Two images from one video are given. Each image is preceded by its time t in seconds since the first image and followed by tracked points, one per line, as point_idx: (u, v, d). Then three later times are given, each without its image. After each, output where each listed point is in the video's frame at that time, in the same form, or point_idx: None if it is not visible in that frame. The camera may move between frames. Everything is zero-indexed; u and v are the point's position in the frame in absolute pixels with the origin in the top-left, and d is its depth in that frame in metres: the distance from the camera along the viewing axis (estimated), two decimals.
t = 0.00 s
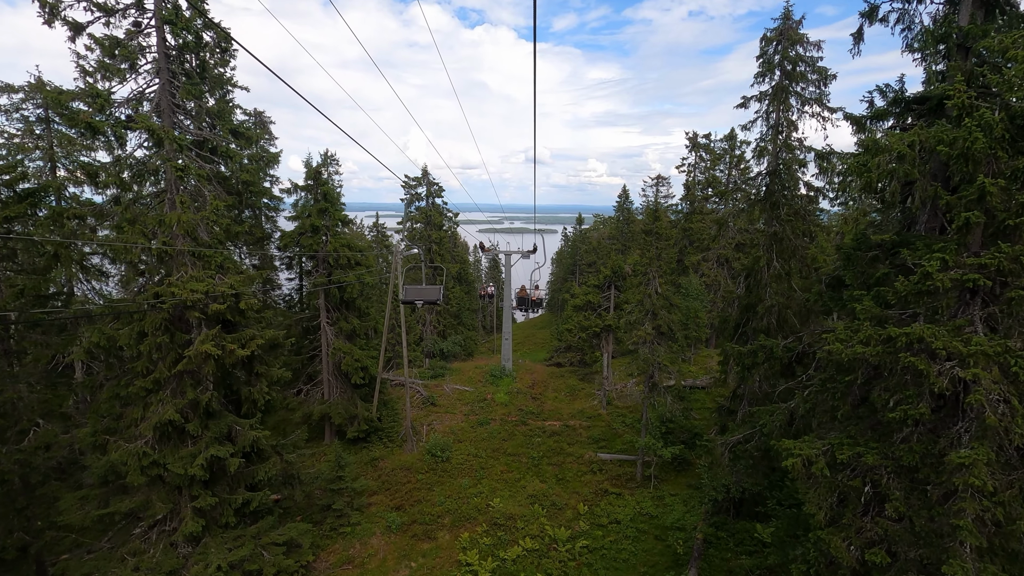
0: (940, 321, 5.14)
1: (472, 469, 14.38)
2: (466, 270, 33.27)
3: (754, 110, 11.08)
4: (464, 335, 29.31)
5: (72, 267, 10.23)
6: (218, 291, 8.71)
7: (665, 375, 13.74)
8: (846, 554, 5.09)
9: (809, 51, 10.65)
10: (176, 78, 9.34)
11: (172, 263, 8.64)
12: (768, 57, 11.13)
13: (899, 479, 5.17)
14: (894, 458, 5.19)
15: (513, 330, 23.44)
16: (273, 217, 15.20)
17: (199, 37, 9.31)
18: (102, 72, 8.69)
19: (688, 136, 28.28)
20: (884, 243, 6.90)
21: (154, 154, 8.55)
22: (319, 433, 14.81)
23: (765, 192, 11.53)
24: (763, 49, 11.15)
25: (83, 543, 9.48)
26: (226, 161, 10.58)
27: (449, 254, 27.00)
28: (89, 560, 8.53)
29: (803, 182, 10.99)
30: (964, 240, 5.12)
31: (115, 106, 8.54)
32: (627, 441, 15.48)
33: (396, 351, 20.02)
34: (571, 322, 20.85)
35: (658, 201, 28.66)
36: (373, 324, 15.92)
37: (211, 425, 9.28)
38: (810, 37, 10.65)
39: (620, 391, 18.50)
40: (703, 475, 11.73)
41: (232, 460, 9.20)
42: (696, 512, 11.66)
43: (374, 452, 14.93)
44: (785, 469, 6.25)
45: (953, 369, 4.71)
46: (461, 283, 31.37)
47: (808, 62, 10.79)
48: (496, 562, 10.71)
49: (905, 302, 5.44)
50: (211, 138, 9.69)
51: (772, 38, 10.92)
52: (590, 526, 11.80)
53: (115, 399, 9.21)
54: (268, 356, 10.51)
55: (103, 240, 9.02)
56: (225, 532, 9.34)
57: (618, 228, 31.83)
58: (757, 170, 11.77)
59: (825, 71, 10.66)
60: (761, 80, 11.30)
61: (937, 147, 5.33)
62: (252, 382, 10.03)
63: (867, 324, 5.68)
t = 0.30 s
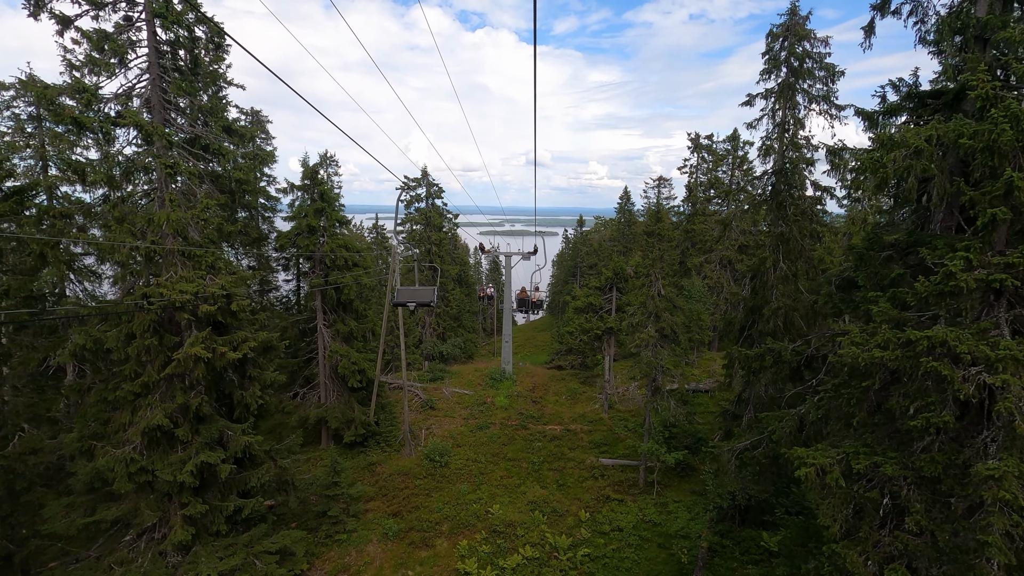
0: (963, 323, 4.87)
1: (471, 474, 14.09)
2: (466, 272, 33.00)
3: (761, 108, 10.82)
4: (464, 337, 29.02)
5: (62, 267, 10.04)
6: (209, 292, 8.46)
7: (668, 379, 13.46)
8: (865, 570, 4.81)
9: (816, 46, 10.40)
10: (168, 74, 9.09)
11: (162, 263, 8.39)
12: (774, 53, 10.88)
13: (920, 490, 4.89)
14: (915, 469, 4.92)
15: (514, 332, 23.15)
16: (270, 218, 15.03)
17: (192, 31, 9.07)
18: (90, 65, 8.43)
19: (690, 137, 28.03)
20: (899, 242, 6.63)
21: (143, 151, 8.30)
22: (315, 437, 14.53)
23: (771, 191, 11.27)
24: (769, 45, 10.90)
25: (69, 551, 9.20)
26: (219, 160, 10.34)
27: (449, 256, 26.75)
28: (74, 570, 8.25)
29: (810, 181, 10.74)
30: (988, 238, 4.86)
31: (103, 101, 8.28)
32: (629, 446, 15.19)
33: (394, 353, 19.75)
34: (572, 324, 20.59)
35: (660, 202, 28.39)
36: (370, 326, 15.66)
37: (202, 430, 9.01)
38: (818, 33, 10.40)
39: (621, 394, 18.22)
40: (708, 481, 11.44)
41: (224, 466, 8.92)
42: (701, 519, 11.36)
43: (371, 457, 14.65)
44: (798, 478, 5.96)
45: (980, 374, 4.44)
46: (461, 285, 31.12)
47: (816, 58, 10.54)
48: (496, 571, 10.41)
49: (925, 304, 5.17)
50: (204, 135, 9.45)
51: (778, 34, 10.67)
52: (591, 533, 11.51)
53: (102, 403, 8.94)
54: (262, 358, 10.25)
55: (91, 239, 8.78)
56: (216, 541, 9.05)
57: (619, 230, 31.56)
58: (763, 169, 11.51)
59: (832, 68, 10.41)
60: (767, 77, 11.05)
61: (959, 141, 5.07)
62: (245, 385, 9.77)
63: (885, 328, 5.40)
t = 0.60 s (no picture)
0: (987, 321, 4.61)
1: (470, 476, 13.82)
2: (466, 272, 32.75)
3: (767, 102, 10.55)
4: (464, 337, 28.73)
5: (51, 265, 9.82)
6: (199, 289, 8.20)
7: (672, 379, 13.19)
8: None
9: (824, 38, 10.13)
10: (157, 65, 8.84)
11: (151, 260, 8.14)
12: (780, 46, 10.61)
13: (943, 498, 4.62)
14: (937, 476, 4.64)
15: (514, 333, 22.88)
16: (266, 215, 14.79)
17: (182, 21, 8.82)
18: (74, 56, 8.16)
19: (692, 135, 27.74)
20: (915, 238, 6.36)
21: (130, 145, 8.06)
22: (312, 438, 14.27)
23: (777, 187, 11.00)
24: (775, 38, 10.64)
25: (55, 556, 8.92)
26: (211, 154, 10.09)
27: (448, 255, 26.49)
28: None
29: (817, 177, 10.48)
30: (1014, 231, 4.60)
31: (89, 92, 8.02)
32: (631, 448, 14.93)
33: (393, 354, 19.49)
34: (572, 324, 20.32)
35: (661, 201, 28.11)
36: (368, 326, 15.41)
37: (192, 432, 8.74)
38: (825, 24, 10.14)
39: (623, 395, 17.96)
40: (712, 484, 11.18)
41: (215, 469, 8.66)
42: (705, 523, 11.07)
43: (368, 459, 14.39)
44: (812, 484, 5.68)
45: (1009, 375, 4.18)
46: (461, 285, 30.85)
47: (823, 50, 10.27)
48: None
49: (947, 301, 4.90)
50: (195, 128, 9.20)
51: (785, 26, 10.41)
52: (593, 537, 11.24)
53: (89, 405, 8.67)
54: (255, 358, 9.98)
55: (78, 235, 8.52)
56: (207, 546, 8.77)
57: (621, 229, 31.27)
58: (770, 166, 11.24)
59: (840, 60, 10.15)
60: (773, 70, 10.78)
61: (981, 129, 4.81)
62: (238, 386, 9.52)
63: (903, 326, 5.13)
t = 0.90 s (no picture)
0: (1015, 321, 4.35)
1: (470, 480, 13.57)
2: (466, 271, 32.50)
3: (774, 96, 10.29)
4: (465, 336, 28.46)
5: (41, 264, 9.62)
6: (189, 288, 7.95)
7: (676, 380, 12.92)
8: None
9: (833, 30, 9.87)
10: (147, 57, 8.59)
11: (140, 258, 7.89)
12: (787, 39, 10.35)
13: (970, 508, 4.37)
14: (963, 485, 4.39)
15: (514, 333, 22.61)
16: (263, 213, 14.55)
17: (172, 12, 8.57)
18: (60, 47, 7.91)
19: (694, 133, 27.46)
20: (933, 234, 6.10)
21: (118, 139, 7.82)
22: (310, 440, 14.02)
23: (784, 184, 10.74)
24: (782, 30, 10.38)
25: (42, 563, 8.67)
26: (203, 150, 9.84)
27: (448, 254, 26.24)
28: None
29: (825, 173, 10.22)
30: None
31: (77, 86, 7.78)
32: (634, 450, 14.68)
33: (392, 354, 19.23)
34: (574, 324, 20.06)
35: (663, 200, 27.83)
36: (366, 326, 15.15)
37: (184, 435, 8.50)
38: (834, 16, 9.87)
39: (625, 396, 17.70)
40: (717, 488, 10.93)
41: (207, 473, 8.40)
42: (710, 528, 10.82)
43: (366, 461, 14.14)
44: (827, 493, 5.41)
45: None
46: (461, 284, 30.58)
47: (832, 43, 10.01)
48: None
49: (972, 299, 4.64)
50: (186, 123, 8.96)
51: (792, 18, 10.14)
52: (595, 542, 10.98)
53: (77, 408, 8.42)
54: (249, 359, 9.74)
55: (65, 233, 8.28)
56: (199, 552, 8.51)
57: (622, 228, 31.00)
58: (776, 162, 10.97)
59: (849, 54, 9.89)
60: (780, 64, 10.52)
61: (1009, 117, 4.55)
62: (231, 388, 9.27)
63: (925, 326, 4.87)
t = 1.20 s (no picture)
0: None
1: (469, 483, 13.31)
2: (466, 271, 32.26)
3: (782, 91, 10.03)
4: (464, 337, 28.20)
5: (31, 263, 9.37)
6: (178, 287, 7.70)
7: (679, 382, 12.66)
8: None
9: (842, 23, 9.61)
10: (136, 50, 8.33)
11: (127, 256, 7.64)
12: (795, 32, 10.08)
13: (1001, 523, 4.10)
14: (993, 498, 4.12)
15: (514, 333, 22.35)
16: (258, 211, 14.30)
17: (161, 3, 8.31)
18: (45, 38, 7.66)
19: (696, 132, 27.20)
20: (952, 232, 5.83)
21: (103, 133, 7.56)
22: (306, 442, 13.76)
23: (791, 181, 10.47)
24: (790, 24, 10.12)
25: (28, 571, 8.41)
26: (195, 146, 9.59)
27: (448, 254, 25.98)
28: None
29: (833, 170, 9.96)
30: None
31: (62, 79, 7.52)
32: (636, 453, 14.43)
33: (390, 355, 18.98)
34: (575, 324, 19.79)
35: (664, 200, 27.57)
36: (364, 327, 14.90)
37: (173, 440, 8.23)
38: (843, 9, 9.61)
39: (627, 398, 17.45)
40: (722, 493, 10.66)
41: (197, 479, 8.13)
42: (716, 534, 10.55)
43: (363, 464, 13.88)
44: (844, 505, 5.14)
45: None
46: (460, 284, 30.32)
47: (841, 37, 9.75)
48: None
49: (999, 300, 4.38)
50: (177, 117, 8.70)
51: (800, 11, 9.88)
52: (598, 548, 10.72)
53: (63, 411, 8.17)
54: (241, 361, 9.47)
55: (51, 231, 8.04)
56: (189, 560, 8.22)
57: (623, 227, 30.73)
58: (783, 159, 10.70)
59: (858, 47, 9.63)
60: (787, 58, 10.25)
61: None
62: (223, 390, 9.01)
63: (949, 329, 4.61)
